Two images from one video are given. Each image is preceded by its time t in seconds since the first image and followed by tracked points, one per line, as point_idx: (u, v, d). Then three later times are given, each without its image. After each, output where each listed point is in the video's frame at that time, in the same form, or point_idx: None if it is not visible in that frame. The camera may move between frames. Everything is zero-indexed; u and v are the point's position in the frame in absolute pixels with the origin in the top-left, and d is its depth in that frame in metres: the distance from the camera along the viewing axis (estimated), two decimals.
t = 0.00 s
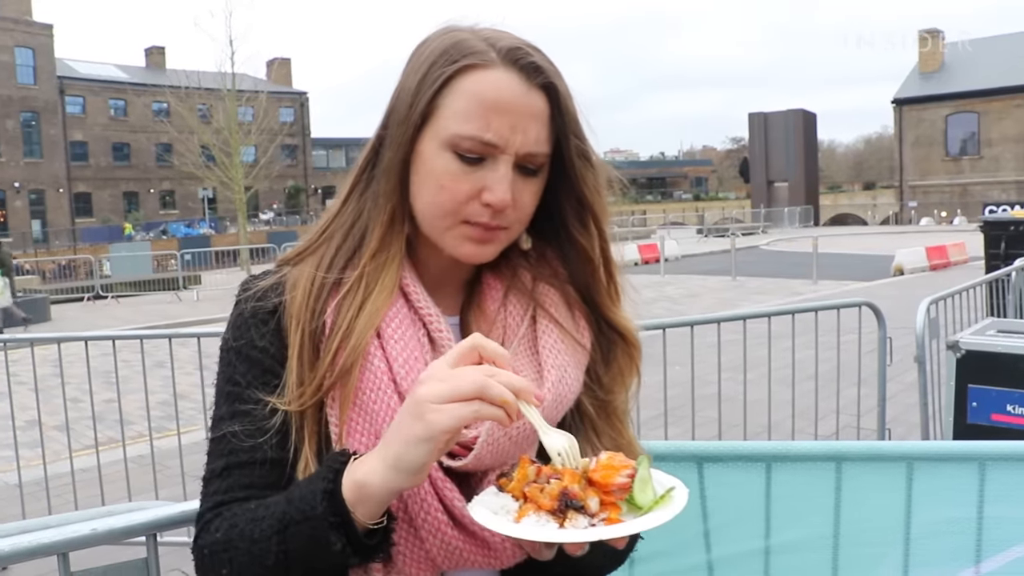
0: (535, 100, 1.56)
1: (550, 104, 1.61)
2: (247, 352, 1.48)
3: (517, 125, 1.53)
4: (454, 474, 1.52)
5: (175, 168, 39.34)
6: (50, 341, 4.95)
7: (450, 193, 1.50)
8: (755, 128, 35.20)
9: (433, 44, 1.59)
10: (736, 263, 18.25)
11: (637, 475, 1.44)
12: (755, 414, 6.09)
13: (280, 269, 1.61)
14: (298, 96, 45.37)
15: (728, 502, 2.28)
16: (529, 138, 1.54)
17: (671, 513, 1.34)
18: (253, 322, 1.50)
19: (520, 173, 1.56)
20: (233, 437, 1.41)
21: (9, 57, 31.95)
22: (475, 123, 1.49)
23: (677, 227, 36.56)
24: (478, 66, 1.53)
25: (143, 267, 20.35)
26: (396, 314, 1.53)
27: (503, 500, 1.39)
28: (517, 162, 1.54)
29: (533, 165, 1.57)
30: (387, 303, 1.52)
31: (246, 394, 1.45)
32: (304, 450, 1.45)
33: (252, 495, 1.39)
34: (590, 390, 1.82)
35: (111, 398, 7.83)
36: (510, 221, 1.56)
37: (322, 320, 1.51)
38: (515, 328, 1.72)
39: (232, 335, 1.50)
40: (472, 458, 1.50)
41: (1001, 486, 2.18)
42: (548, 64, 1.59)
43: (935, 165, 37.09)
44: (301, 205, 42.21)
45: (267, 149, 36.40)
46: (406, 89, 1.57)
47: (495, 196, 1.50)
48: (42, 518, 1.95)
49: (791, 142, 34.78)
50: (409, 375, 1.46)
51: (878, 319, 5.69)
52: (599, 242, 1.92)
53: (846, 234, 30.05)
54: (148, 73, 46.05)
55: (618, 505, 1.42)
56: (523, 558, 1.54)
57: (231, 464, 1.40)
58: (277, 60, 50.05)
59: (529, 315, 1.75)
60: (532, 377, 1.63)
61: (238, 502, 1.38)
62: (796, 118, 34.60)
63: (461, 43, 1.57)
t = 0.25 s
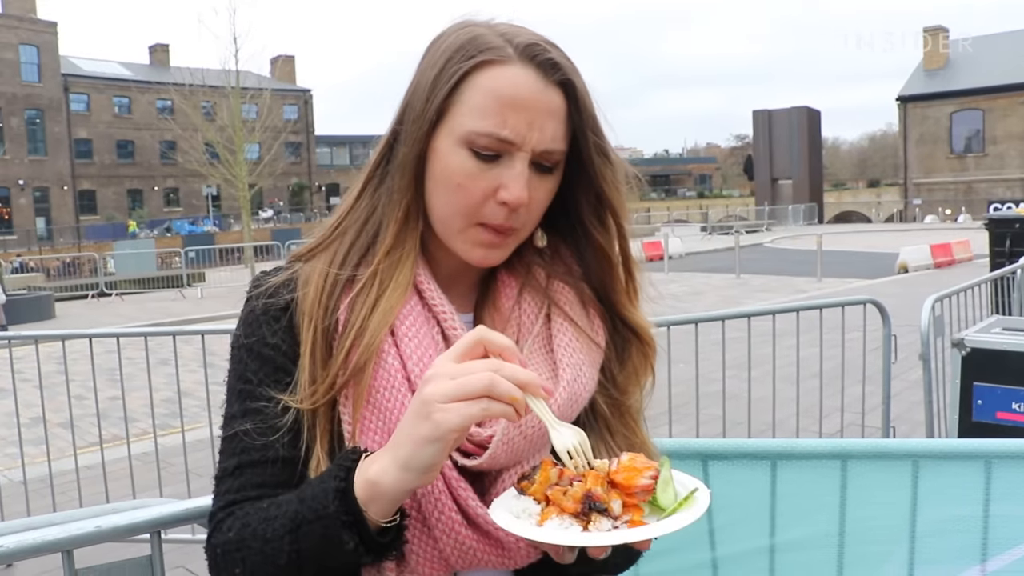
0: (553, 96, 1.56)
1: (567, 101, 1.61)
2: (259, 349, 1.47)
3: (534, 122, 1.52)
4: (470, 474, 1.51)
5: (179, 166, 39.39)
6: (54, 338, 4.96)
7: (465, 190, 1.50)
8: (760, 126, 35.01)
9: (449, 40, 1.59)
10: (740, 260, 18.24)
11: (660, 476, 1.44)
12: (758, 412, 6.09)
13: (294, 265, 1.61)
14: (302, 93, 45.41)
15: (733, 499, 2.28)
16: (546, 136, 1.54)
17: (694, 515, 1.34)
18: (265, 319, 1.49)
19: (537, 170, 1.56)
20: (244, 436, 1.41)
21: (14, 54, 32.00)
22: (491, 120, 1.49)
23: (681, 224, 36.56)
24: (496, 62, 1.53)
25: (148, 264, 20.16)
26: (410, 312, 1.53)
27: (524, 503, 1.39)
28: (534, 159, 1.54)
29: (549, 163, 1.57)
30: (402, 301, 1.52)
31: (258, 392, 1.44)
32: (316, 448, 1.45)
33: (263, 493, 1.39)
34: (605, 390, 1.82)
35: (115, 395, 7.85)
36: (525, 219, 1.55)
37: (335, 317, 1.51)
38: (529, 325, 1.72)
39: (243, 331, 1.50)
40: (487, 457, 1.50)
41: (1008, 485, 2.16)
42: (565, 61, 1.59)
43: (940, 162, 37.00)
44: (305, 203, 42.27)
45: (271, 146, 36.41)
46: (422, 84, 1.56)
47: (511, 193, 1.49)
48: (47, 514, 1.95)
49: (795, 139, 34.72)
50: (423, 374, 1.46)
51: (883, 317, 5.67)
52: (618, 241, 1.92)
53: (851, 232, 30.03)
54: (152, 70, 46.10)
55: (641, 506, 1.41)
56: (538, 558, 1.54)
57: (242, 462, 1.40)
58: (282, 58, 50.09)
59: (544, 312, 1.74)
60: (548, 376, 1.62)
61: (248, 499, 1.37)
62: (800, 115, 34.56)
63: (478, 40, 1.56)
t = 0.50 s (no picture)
0: (560, 90, 1.55)
1: (574, 94, 1.60)
2: (265, 350, 1.47)
3: (542, 117, 1.52)
4: (478, 470, 1.51)
5: (182, 164, 39.40)
6: (55, 337, 4.96)
7: (472, 186, 1.49)
8: (762, 123, 35.03)
9: (455, 36, 1.59)
10: (742, 258, 18.22)
11: (669, 476, 1.43)
12: (763, 410, 6.09)
13: (301, 267, 1.61)
14: (305, 91, 45.35)
15: (737, 497, 2.27)
16: (553, 129, 1.54)
17: (703, 512, 1.33)
18: (274, 319, 1.50)
19: (545, 165, 1.55)
20: (252, 431, 1.41)
21: (16, 53, 32.02)
22: (497, 115, 1.48)
23: (684, 222, 36.53)
24: (501, 55, 1.52)
25: (152, 264, 20.15)
26: (419, 310, 1.53)
27: (533, 501, 1.39)
28: (542, 154, 1.53)
29: (557, 157, 1.57)
30: (412, 300, 1.52)
31: (265, 391, 1.44)
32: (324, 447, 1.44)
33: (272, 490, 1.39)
34: (615, 390, 1.82)
35: (119, 394, 7.86)
36: (535, 213, 1.55)
37: (344, 316, 1.50)
38: (540, 324, 1.72)
39: (249, 333, 1.50)
40: (496, 453, 1.49)
41: (1013, 483, 2.15)
42: (571, 55, 1.59)
43: (943, 160, 36.91)
44: (307, 201, 42.31)
45: (273, 145, 36.45)
46: (428, 81, 1.56)
47: (519, 188, 1.49)
48: (51, 514, 1.95)
49: (798, 137, 34.64)
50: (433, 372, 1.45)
51: (886, 315, 5.66)
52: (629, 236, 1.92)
53: (854, 229, 30.00)
54: (155, 69, 46.11)
55: (650, 504, 1.40)
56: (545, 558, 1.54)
57: (250, 461, 1.39)
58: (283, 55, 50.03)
59: (554, 311, 1.74)
60: (559, 375, 1.62)
61: (254, 497, 1.37)
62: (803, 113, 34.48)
63: (484, 34, 1.56)
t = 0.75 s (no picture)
0: (557, 81, 1.55)
1: (573, 84, 1.60)
2: (267, 347, 1.46)
3: (540, 107, 1.52)
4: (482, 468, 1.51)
5: (181, 162, 39.38)
6: (54, 335, 4.95)
7: (472, 178, 1.49)
8: (762, 122, 35.04)
9: (453, 28, 1.58)
10: (741, 256, 18.21)
11: (676, 477, 1.42)
12: (763, 409, 6.09)
13: (303, 263, 1.61)
14: (304, 88, 45.32)
15: (738, 496, 2.27)
16: (552, 118, 1.53)
17: (711, 511, 1.33)
18: (276, 316, 1.49)
19: (545, 155, 1.55)
20: (256, 429, 1.40)
21: (15, 50, 31.99)
22: (496, 105, 1.48)
23: (684, 221, 36.56)
24: (499, 46, 1.52)
25: (150, 261, 20.14)
26: (421, 307, 1.52)
27: (539, 502, 1.38)
28: (542, 144, 1.53)
29: (558, 147, 1.56)
30: (414, 295, 1.51)
31: (267, 388, 1.43)
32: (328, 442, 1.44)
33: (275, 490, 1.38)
34: (618, 387, 1.82)
35: (117, 392, 7.86)
36: (535, 204, 1.54)
37: (347, 312, 1.50)
38: (543, 320, 1.72)
39: (250, 331, 1.49)
40: (500, 451, 1.49)
41: (1012, 481, 2.15)
42: (568, 44, 1.58)
43: (942, 159, 36.92)
44: (306, 199, 42.31)
45: (272, 143, 36.45)
46: (427, 74, 1.56)
47: (518, 178, 1.48)
48: (50, 512, 1.94)
49: (797, 136, 34.62)
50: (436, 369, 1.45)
51: (886, 314, 5.65)
52: (630, 230, 1.91)
53: (853, 229, 30.02)
54: (153, 66, 46.07)
55: (656, 503, 1.40)
56: (547, 558, 1.53)
57: (253, 458, 1.39)
58: (283, 53, 49.99)
59: (558, 309, 1.74)
60: (562, 372, 1.61)
61: (257, 494, 1.37)
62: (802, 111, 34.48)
63: (481, 26, 1.56)
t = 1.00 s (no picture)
0: (556, 76, 1.54)
1: (570, 81, 1.59)
2: (270, 347, 1.46)
3: (540, 103, 1.51)
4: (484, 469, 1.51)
5: (181, 160, 39.40)
6: (53, 334, 4.95)
7: (473, 175, 1.49)
8: (761, 120, 35.06)
9: (450, 26, 1.58)
10: (741, 255, 18.22)
11: (679, 475, 1.42)
12: (764, 408, 6.09)
13: (304, 263, 1.60)
14: (304, 87, 45.32)
15: (740, 495, 2.27)
16: (552, 114, 1.53)
17: (716, 509, 1.33)
18: (278, 315, 1.48)
19: (545, 151, 1.55)
20: (261, 430, 1.40)
21: (15, 48, 31.97)
22: (495, 101, 1.48)
23: (683, 219, 36.61)
24: (497, 43, 1.52)
25: (150, 259, 20.14)
26: (426, 304, 1.52)
27: (545, 500, 1.38)
28: (541, 140, 1.53)
29: (557, 143, 1.56)
30: (418, 294, 1.51)
31: (272, 388, 1.43)
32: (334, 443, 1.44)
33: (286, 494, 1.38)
34: (622, 384, 1.81)
35: (118, 390, 7.86)
36: (538, 200, 1.54)
37: (350, 311, 1.50)
38: (546, 319, 1.71)
39: (254, 330, 1.49)
40: (503, 452, 1.48)
41: (1013, 481, 2.15)
42: (566, 39, 1.58)
43: (942, 158, 36.94)
44: (306, 197, 42.34)
45: (272, 141, 36.47)
46: (424, 74, 1.55)
47: (518, 174, 1.48)
48: (50, 512, 1.93)
49: (797, 134, 34.63)
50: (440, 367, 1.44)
51: (886, 312, 5.64)
52: (629, 227, 1.91)
53: (852, 227, 30.04)
54: (153, 64, 46.10)
55: (661, 501, 1.40)
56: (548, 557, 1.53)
57: (261, 462, 1.39)
58: (282, 52, 50.00)
59: (560, 307, 1.73)
60: (564, 371, 1.61)
61: (269, 497, 1.36)
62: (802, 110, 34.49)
63: (479, 23, 1.55)
